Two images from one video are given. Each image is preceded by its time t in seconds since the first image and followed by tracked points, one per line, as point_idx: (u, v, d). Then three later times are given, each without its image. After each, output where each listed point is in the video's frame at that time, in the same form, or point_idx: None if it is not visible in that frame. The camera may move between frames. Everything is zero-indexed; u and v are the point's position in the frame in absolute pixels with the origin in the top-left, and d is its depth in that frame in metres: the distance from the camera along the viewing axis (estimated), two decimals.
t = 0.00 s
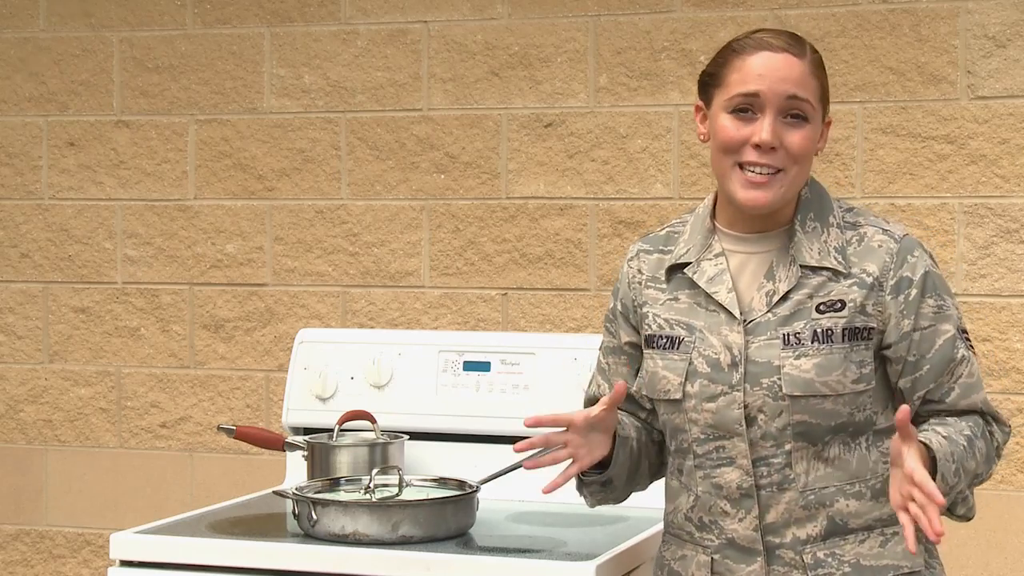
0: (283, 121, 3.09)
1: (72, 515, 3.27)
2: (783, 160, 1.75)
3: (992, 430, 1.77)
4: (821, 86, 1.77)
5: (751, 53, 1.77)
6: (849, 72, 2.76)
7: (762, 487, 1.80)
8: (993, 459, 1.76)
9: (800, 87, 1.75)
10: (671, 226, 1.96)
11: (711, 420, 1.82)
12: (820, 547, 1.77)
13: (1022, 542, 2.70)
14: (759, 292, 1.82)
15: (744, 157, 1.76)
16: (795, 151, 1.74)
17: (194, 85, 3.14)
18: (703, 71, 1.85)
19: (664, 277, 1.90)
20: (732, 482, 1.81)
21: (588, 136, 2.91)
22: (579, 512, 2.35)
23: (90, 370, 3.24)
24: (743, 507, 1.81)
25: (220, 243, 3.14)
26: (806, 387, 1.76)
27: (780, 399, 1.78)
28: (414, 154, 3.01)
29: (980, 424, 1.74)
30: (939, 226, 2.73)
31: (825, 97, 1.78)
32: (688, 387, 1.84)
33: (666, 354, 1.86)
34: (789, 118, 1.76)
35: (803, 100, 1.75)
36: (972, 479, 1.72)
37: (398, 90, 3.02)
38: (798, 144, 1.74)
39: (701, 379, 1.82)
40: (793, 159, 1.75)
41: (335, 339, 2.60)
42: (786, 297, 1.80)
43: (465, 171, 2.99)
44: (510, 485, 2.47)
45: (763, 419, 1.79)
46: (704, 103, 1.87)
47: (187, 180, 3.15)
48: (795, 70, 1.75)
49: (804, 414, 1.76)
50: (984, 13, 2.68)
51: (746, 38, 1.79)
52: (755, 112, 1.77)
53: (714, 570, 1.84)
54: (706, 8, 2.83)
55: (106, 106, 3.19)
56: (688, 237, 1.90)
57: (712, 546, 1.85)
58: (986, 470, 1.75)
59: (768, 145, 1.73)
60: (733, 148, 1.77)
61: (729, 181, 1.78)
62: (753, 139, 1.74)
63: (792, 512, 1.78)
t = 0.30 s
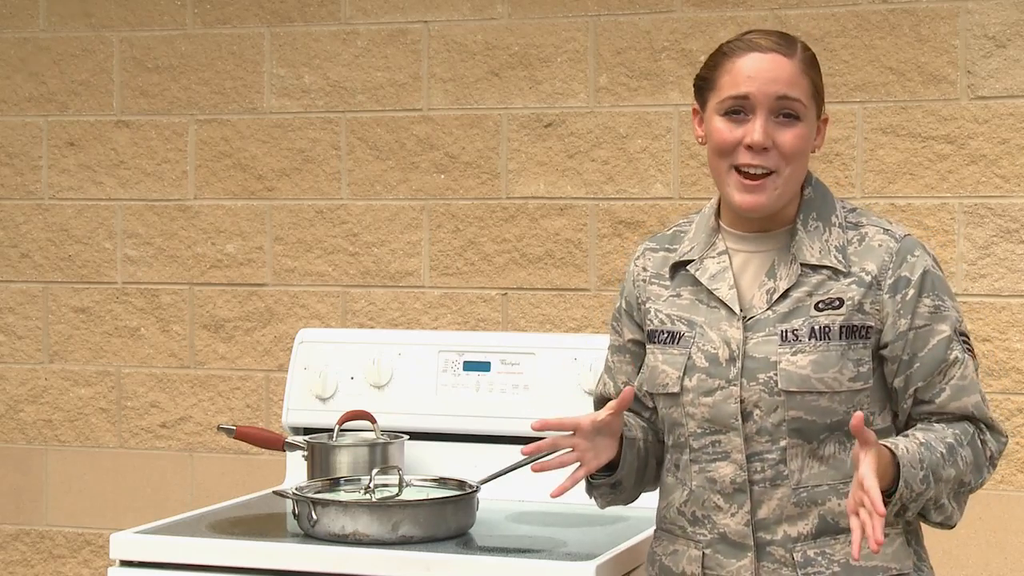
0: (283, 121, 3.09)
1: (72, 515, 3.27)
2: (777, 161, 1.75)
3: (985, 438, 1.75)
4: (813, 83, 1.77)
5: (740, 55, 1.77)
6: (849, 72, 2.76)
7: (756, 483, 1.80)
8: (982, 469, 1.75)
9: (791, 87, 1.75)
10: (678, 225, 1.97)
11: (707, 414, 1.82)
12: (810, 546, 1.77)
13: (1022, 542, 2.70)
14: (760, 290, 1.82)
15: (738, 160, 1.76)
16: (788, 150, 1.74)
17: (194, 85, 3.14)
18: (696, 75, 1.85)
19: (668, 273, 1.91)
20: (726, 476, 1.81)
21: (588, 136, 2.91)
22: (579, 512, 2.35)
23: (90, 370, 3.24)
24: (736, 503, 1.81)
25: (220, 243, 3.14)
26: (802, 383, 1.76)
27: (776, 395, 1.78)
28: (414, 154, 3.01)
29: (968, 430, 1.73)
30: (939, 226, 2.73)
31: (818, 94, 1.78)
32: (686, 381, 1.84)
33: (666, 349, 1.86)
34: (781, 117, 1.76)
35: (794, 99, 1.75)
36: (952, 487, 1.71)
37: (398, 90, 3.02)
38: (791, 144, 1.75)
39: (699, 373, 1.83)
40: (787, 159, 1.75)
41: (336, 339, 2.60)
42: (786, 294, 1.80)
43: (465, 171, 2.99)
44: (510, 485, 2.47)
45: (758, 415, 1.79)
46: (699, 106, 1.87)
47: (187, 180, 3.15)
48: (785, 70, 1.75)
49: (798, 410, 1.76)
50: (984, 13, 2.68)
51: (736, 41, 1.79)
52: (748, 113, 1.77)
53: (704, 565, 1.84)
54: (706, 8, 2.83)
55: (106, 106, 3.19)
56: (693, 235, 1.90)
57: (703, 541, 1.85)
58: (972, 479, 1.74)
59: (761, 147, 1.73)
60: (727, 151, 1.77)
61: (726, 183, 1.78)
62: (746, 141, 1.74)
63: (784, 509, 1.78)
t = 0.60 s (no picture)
0: (283, 121, 3.09)
1: (72, 515, 3.27)
2: (780, 152, 1.74)
3: (990, 434, 1.76)
4: (816, 77, 1.77)
5: (742, 50, 1.78)
6: (849, 71, 2.76)
7: (761, 482, 1.80)
8: (985, 465, 1.76)
9: (792, 78, 1.75)
10: (681, 224, 1.96)
11: (713, 413, 1.82)
12: (813, 545, 1.78)
13: (1021, 542, 2.70)
14: (767, 290, 1.82)
15: (739, 152, 1.76)
16: (790, 141, 1.74)
17: (194, 85, 3.14)
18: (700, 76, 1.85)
19: (672, 272, 1.90)
20: (731, 475, 1.81)
21: (588, 136, 2.91)
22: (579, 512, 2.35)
23: (90, 370, 3.24)
24: (741, 501, 1.81)
25: (220, 243, 3.14)
26: (810, 383, 1.76)
27: (784, 395, 1.78)
28: (414, 154, 3.01)
29: (972, 425, 1.74)
30: (939, 226, 2.73)
31: (821, 89, 1.78)
32: (693, 380, 1.84)
33: (672, 347, 1.86)
34: (783, 110, 1.76)
35: (796, 91, 1.75)
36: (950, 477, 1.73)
37: (398, 90, 3.02)
38: (794, 135, 1.74)
39: (705, 372, 1.82)
40: (790, 151, 1.75)
41: (336, 339, 2.60)
42: (794, 295, 1.80)
43: (465, 171, 2.99)
44: (510, 485, 2.47)
45: (766, 414, 1.79)
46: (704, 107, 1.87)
47: (187, 180, 3.15)
48: (787, 62, 1.75)
49: (807, 411, 1.77)
50: (984, 13, 2.68)
51: (738, 38, 1.80)
52: (749, 107, 1.77)
53: (705, 563, 1.84)
54: (706, 8, 2.83)
55: (106, 106, 3.19)
56: (697, 234, 1.90)
57: (705, 539, 1.85)
58: (974, 474, 1.75)
59: (761, 137, 1.73)
60: (729, 144, 1.77)
61: (728, 177, 1.78)
62: (747, 133, 1.74)
63: (790, 508, 1.79)
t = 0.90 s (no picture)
0: (283, 121, 3.09)
1: (72, 515, 3.27)
2: (774, 140, 1.74)
3: (982, 451, 1.77)
4: (816, 71, 1.77)
5: (744, 45, 1.79)
6: (849, 72, 2.76)
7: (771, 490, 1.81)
8: (976, 482, 1.78)
9: (788, 69, 1.75)
10: (686, 223, 1.96)
11: (723, 420, 1.82)
12: (822, 549, 1.78)
13: (1022, 542, 2.70)
14: (777, 297, 1.81)
15: (733, 140, 1.75)
16: (783, 130, 1.73)
17: (194, 85, 3.14)
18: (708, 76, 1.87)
19: (679, 274, 1.89)
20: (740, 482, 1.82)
21: (588, 136, 2.91)
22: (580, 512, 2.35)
23: (90, 370, 3.24)
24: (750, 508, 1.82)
25: (220, 243, 3.14)
26: (823, 395, 1.76)
27: (795, 405, 1.78)
28: (414, 154, 3.01)
29: (963, 444, 1.76)
30: (939, 226, 2.73)
31: (822, 84, 1.78)
32: (702, 386, 1.83)
33: (682, 352, 1.85)
34: (779, 101, 1.75)
35: (793, 83, 1.75)
36: (934, 494, 1.75)
37: (398, 90, 3.02)
38: (789, 123, 1.73)
39: (715, 379, 1.82)
40: (785, 140, 1.74)
41: (336, 339, 2.60)
42: (805, 303, 1.80)
43: (465, 171, 2.99)
44: (511, 485, 2.47)
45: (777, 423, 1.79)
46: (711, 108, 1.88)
47: (187, 180, 3.15)
48: (784, 55, 1.76)
49: (818, 421, 1.77)
50: (984, 13, 2.68)
51: (743, 36, 1.82)
52: (746, 98, 1.77)
53: (713, 568, 1.84)
54: (706, 8, 2.83)
55: (106, 106, 3.19)
56: (704, 236, 1.90)
57: (713, 544, 1.84)
58: (963, 491, 1.77)
59: (754, 123, 1.73)
60: (723, 133, 1.77)
61: (722, 166, 1.78)
62: (739, 120, 1.74)
63: (799, 515, 1.79)
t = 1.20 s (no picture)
0: (283, 121, 3.09)
1: (71, 515, 3.27)
2: (779, 146, 1.74)
3: (986, 450, 1.77)
4: (818, 75, 1.77)
5: (745, 47, 1.79)
6: (849, 72, 2.76)
7: (767, 494, 1.81)
8: (981, 482, 1.78)
9: (791, 73, 1.75)
10: (687, 223, 1.96)
11: (720, 425, 1.82)
12: (817, 552, 1.78)
13: (1022, 542, 2.70)
14: (776, 301, 1.81)
15: (739, 147, 1.75)
16: (788, 135, 1.73)
17: (194, 85, 3.14)
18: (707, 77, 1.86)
19: (680, 276, 1.90)
20: (737, 486, 1.82)
21: (588, 136, 2.91)
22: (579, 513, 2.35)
23: (90, 370, 3.24)
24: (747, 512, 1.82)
25: (220, 243, 3.14)
26: (819, 401, 1.75)
27: (792, 411, 1.78)
28: (414, 154, 3.01)
29: (967, 445, 1.76)
30: (939, 226, 2.73)
31: (824, 87, 1.77)
32: (700, 390, 1.83)
33: (682, 356, 1.85)
34: (783, 105, 1.75)
35: (796, 87, 1.75)
36: (942, 500, 1.75)
37: (398, 90, 3.02)
38: (794, 130, 1.74)
39: (713, 383, 1.82)
40: (790, 145, 1.74)
41: (336, 339, 2.60)
42: (802, 308, 1.80)
43: (465, 171, 2.99)
44: (511, 485, 2.47)
45: (773, 429, 1.79)
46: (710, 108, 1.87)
47: (187, 180, 3.15)
48: (787, 59, 1.75)
49: (814, 428, 1.77)
50: (984, 13, 2.68)
51: (743, 37, 1.81)
52: (749, 102, 1.77)
53: (710, 569, 1.85)
54: (706, 8, 2.83)
55: (106, 106, 3.19)
56: (704, 238, 1.90)
57: (710, 546, 1.85)
58: (970, 492, 1.77)
59: (760, 130, 1.73)
60: (727, 138, 1.76)
61: (727, 171, 1.77)
62: (744, 126, 1.74)
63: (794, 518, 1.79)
